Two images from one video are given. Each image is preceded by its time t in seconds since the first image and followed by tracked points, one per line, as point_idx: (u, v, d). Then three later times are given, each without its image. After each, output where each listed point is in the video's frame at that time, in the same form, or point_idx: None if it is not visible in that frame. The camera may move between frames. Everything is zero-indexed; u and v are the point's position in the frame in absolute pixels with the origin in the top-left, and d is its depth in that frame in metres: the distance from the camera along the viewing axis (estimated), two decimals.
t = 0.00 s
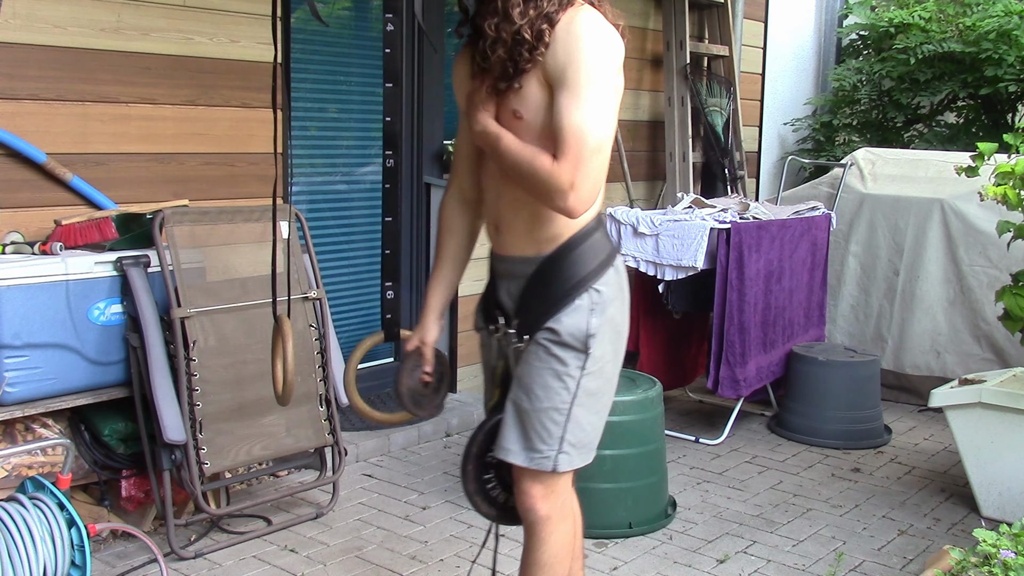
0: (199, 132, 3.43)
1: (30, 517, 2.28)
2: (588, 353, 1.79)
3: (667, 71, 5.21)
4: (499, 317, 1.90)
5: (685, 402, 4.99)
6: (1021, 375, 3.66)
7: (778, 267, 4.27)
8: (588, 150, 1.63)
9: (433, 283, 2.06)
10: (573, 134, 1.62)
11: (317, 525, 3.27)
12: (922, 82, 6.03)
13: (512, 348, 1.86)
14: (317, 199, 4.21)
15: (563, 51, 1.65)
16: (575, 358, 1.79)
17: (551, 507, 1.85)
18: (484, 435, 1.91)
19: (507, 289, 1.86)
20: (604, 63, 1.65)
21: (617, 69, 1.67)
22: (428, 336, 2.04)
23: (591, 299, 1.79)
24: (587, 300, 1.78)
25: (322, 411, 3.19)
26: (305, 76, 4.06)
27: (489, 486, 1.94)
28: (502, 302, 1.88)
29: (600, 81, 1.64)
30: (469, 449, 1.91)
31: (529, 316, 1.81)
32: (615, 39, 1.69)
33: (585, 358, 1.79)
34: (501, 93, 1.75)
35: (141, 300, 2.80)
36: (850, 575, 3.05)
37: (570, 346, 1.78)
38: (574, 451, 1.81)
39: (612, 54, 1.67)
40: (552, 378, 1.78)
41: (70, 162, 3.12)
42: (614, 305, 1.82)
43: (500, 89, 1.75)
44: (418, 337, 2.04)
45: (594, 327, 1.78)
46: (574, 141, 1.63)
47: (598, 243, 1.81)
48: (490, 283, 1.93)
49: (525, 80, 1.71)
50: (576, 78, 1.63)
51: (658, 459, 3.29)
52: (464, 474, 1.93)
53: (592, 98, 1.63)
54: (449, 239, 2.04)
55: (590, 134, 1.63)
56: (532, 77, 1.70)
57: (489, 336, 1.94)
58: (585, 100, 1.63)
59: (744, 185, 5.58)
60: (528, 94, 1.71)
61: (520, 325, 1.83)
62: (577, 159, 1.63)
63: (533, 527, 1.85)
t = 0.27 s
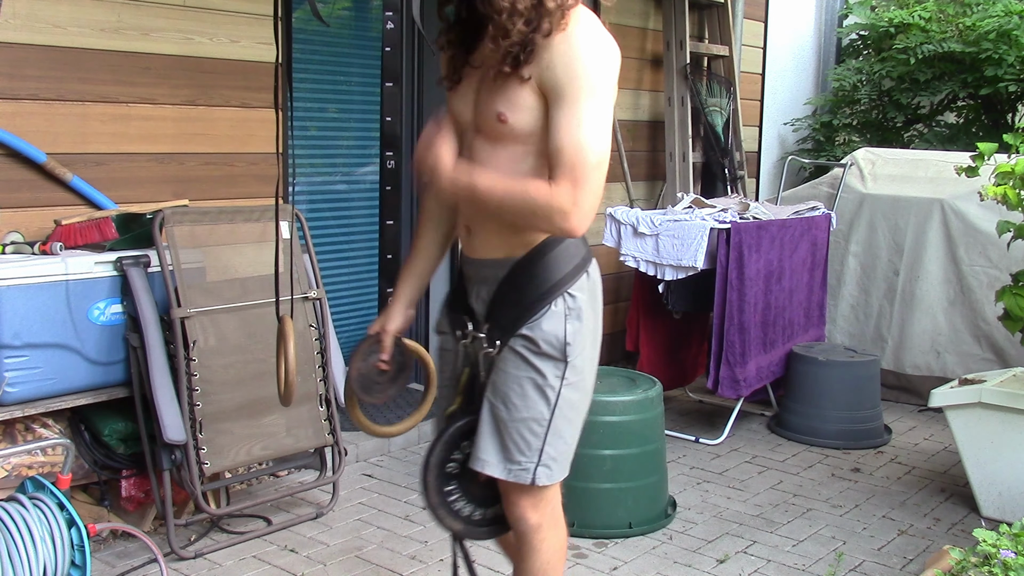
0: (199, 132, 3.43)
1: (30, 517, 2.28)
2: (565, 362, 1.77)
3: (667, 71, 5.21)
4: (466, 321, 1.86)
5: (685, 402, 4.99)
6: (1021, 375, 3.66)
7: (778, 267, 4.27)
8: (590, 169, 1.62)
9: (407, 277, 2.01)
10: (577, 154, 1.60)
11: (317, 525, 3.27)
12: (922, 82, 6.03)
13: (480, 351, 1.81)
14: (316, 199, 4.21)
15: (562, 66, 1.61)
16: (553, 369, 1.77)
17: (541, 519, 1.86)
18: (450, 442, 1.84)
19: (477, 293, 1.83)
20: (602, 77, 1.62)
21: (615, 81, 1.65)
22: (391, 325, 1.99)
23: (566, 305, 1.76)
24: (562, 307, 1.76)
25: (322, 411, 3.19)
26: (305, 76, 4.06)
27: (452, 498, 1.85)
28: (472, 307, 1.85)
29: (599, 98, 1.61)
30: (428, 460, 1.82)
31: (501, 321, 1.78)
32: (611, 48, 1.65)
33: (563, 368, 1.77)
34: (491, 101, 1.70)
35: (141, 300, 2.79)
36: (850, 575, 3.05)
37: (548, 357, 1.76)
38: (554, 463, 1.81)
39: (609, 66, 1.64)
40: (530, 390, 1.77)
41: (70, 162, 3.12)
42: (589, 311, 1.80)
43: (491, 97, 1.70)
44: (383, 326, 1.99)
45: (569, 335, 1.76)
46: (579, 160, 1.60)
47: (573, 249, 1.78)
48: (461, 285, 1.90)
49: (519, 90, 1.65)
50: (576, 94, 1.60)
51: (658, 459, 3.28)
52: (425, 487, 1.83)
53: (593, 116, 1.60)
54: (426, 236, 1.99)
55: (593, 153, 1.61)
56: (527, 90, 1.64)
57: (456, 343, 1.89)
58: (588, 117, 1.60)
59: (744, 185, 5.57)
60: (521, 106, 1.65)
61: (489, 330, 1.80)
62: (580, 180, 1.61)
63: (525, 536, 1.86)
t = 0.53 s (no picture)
0: (199, 132, 3.43)
1: (30, 518, 2.28)
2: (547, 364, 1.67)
3: (668, 71, 5.19)
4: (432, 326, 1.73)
5: (685, 402, 4.99)
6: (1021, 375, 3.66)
7: (778, 267, 4.27)
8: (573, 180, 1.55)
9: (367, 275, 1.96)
10: (557, 167, 1.53)
11: (317, 525, 3.27)
12: (922, 82, 6.03)
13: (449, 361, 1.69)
14: (316, 199, 4.21)
15: (538, 70, 1.52)
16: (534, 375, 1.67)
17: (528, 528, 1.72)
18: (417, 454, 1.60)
19: (443, 299, 1.72)
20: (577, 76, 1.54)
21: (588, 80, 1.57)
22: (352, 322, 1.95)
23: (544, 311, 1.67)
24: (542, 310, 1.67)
25: (322, 411, 3.20)
26: (305, 76, 4.06)
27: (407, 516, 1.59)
28: (436, 312, 1.73)
29: (577, 101, 1.54)
30: (399, 470, 1.56)
31: (475, 330, 1.70)
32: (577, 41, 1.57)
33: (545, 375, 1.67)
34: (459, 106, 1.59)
35: (141, 300, 2.79)
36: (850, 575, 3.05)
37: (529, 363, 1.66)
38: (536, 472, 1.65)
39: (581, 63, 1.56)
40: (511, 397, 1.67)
41: (70, 162, 3.12)
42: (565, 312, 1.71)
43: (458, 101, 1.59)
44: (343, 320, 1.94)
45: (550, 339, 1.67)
46: (561, 173, 1.53)
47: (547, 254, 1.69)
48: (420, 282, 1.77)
49: (492, 98, 1.54)
50: (555, 99, 1.52)
51: (658, 459, 3.28)
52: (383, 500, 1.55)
53: (573, 122, 1.53)
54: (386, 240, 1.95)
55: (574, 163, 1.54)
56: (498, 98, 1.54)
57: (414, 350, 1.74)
58: (567, 124, 1.53)
59: (744, 185, 5.57)
60: (493, 115, 1.55)
61: (459, 337, 1.71)
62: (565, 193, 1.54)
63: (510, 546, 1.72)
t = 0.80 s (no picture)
0: (199, 132, 3.42)
1: (30, 517, 2.27)
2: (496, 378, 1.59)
3: (668, 70, 5.17)
4: (363, 347, 1.59)
5: (685, 402, 4.99)
6: (1022, 375, 3.66)
7: (778, 267, 4.26)
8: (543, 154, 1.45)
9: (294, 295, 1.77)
10: (521, 144, 1.42)
11: (317, 525, 3.27)
12: (922, 82, 6.03)
13: (389, 386, 1.56)
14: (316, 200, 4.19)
15: (457, 62, 1.41)
16: (483, 388, 1.58)
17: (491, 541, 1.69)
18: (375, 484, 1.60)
19: (378, 319, 1.57)
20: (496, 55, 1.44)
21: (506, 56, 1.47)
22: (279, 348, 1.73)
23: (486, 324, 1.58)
24: (484, 321, 1.57)
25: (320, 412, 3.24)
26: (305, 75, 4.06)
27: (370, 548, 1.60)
28: (370, 332, 1.59)
29: (507, 78, 1.44)
30: (364, 508, 1.58)
31: (418, 347, 1.55)
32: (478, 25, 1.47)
33: (497, 389, 1.59)
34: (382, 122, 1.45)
35: (141, 300, 2.78)
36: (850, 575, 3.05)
37: (477, 379, 1.58)
38: (492, 481, 1.65)
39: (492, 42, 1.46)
40: (465, 417, 1.59)
41: (70, 163, 3.12)
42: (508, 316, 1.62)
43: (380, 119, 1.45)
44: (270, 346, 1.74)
45: (496, 348, 1.59)
46: (529, 153, 1.42)
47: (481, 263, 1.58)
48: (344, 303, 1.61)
49: (417, 105, 1.42)
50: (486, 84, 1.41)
51: (659, 459, 3.28)
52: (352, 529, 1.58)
53: (514, 99, 1.43)
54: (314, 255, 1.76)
55: (534, 138, 1.44)
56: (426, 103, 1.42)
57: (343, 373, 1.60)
58: (510, 103, 1.43)
59: (744, 185, 5.56)
60: (424, 119, 1.43)
61: (402, 359, 1.57)
62: (541, 168, 1.44)
63: (477, 561, 1.70)
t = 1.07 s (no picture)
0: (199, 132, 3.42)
1: (31, 518, 2.27)
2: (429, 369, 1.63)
3: (668, 71, 5.18)
4: (295, 352, 1.72)
5: (685, 402, 4.99)
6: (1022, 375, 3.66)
7: (778, 267, 4.26)
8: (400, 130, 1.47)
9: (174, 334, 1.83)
10: (375, 125, 1.44)
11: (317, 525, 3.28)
12: (922, 82, 6.03)
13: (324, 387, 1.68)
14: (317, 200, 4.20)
15: (290, 62, 1.44)
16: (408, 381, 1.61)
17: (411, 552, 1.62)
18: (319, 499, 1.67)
19: (310, 326, 1.67)
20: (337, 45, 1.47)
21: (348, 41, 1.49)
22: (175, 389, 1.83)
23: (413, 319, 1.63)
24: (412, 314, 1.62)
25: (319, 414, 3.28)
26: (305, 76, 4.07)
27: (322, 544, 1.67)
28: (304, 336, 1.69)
29: (352, 65, 1.46)
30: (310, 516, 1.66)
31: (349, 349, 1.65)
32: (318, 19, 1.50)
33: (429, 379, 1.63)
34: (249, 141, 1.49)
35: (141, 299, 2.80)
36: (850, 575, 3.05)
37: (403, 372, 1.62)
38: (428, 484, 1.65)
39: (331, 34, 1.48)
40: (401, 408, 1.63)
41: (70, 162, 3.11)
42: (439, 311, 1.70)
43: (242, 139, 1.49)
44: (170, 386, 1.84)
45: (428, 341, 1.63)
46: (384, 133, 1.45)
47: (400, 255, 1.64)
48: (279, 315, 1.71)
49: (266, 114, 1.46)
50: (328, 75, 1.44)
51: (659, 459, 3.28)
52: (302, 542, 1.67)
53: (360, 82, 1.45)
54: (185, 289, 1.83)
55: (388, 114, 1.46)
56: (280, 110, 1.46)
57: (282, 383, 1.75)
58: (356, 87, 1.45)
59: (744, 185, 5.56)
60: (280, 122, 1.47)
61: (335, 359, 1.67)
62: (400, 146, 1.46)
63: None
